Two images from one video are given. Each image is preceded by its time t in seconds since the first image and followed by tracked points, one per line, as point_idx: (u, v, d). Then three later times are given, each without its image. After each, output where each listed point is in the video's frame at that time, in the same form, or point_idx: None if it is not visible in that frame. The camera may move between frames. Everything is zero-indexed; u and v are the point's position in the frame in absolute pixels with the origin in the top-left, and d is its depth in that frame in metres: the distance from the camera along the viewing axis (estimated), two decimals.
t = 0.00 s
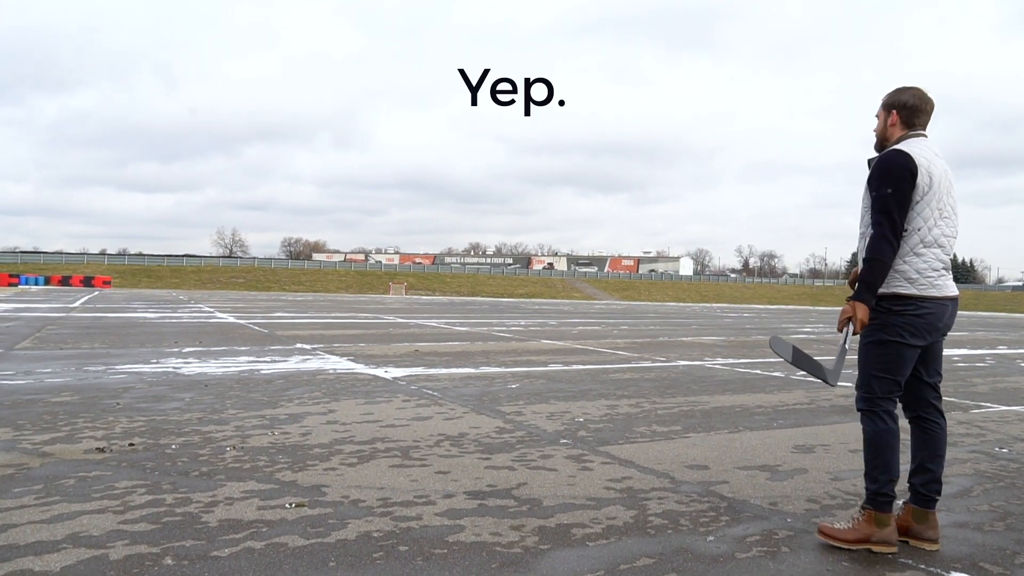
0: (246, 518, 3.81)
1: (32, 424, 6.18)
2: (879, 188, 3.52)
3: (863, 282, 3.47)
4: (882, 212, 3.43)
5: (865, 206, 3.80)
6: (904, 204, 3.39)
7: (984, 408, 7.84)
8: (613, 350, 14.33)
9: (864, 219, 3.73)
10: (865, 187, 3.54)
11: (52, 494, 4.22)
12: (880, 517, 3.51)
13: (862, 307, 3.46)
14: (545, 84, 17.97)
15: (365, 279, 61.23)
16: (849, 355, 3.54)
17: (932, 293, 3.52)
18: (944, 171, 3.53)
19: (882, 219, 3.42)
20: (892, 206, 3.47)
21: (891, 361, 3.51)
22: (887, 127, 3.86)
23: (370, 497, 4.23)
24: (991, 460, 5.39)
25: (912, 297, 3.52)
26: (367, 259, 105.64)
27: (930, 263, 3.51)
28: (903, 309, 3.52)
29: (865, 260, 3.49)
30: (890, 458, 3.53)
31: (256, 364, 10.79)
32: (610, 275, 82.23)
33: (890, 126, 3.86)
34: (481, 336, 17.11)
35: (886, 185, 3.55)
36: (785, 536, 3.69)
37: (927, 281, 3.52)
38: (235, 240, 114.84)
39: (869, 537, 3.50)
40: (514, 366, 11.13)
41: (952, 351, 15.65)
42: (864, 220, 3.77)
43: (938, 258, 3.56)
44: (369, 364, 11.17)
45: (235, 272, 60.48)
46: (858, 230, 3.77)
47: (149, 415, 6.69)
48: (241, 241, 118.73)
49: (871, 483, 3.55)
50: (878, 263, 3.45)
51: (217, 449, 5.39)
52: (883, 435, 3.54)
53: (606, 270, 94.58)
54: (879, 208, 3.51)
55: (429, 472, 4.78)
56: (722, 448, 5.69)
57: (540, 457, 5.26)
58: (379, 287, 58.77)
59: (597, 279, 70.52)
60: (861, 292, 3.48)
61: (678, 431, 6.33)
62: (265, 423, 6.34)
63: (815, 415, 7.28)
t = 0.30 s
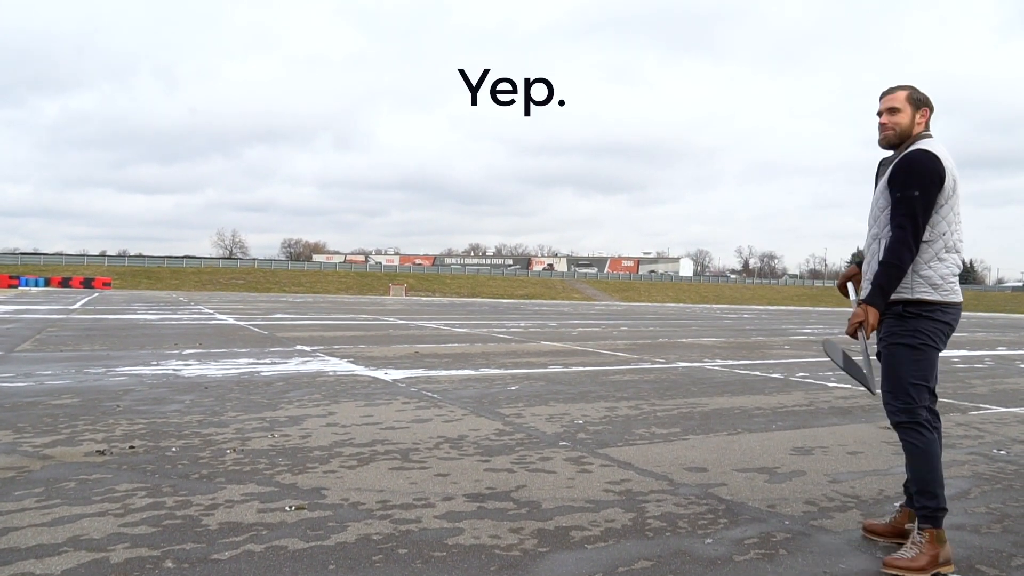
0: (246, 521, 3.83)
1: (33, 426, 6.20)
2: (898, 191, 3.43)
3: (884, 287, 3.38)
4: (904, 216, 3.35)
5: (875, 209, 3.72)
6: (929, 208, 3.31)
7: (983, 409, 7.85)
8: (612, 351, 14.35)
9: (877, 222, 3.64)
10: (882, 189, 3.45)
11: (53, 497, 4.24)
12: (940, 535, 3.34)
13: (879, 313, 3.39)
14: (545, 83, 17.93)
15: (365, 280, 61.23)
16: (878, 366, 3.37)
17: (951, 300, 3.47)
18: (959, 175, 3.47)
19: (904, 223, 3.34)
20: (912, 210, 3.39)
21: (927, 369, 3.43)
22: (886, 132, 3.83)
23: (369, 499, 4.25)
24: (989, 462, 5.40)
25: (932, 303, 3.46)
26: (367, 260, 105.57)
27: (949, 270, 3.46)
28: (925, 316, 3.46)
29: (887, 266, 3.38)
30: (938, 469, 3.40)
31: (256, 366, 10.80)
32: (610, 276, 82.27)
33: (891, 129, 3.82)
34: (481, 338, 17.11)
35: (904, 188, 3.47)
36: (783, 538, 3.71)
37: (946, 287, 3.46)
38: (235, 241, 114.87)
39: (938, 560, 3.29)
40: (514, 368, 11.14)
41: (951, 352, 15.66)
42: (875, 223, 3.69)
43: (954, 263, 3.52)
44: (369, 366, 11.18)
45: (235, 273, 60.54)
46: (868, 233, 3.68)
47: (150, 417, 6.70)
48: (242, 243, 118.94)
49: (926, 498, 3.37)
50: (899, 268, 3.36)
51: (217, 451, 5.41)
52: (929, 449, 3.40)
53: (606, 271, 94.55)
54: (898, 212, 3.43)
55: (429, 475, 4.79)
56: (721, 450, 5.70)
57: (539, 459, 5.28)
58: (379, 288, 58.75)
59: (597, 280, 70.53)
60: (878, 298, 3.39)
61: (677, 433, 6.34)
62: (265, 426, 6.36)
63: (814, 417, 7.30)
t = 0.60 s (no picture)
0: (244, 520, 3.87)
1: (32, 427, 6.24)
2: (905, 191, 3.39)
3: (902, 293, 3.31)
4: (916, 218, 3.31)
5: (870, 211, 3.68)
6: (941, 210, 3.29)
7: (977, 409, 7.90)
8: (610, 352, 14.41)
9: (876, 224, 3.59)
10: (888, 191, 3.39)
11: (53, 496, 4.29)
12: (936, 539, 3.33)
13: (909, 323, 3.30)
14: (545, 83, 17.92)
15: (364, 281, 61.27)
16: (935, 377, 3.24)
17: (949, 303, 3.52)
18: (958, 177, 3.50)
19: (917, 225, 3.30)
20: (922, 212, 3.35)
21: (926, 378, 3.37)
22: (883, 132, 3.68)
23: (366, 498, 4.30)
24: (980, 461, 5.45)
25: (933, 308, 3.49)
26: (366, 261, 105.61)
27: (947, 274, 3.49)
28: (924, 321, 3.49)
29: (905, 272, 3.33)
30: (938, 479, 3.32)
31: (254, 367, 10.84)
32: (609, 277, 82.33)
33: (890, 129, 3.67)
34: (479, 339, 17.14)
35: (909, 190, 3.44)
36: (774, 536, 3.76)
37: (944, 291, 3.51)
38: (233, 243, 114.67)
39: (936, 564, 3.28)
40: (512, 369, 11.20)
41: (948, 352, 15.71)
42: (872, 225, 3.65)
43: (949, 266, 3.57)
44: (367, 367, 11.22)
45: (234, 274, 60.57)
46: (865, 236, 3.63)
47: (149, 417, 6.75)
48: (242, 244, 119.03)
49: (923, 506, 3.32)
50: (912, 273, 3.32)
51: (216, 451, 5.45)
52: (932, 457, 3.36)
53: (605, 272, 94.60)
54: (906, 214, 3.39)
55: (425, 474, 4.84)
56: (715, 450, 5.75)
57: (535, 459, 5.33)
58: (378, 289, 58.77)
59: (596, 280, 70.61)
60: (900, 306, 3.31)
61: (672, 433, 6.39)
62: (263, 426, 6.40)
63: (809, 417, 7.34)
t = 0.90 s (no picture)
0: (245, 518, 3.94)
1: (35, 427, 6.30)
2: (907, 192, 3.38)
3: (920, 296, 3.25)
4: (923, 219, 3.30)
5: (862, 213, 3.66)
6: (946, 211, 3.30)
7: (971, 410, 7.97)
8: (608, 353, 14.48)
9: (872, 227, 3.57)
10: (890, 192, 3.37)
11: (56, 495, 4.35)
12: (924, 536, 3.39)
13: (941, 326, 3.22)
14: (545, 82, 17.96)
15: (363, 282, 61.33)
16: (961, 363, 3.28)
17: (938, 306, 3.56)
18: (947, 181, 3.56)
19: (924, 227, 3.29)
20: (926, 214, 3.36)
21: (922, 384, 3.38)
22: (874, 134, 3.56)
23: (365, 497, 4.36)
24: (972, 461, 5.52)
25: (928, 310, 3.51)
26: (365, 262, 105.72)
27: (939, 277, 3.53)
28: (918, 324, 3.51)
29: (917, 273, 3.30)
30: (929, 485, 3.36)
31: (254, 368, 10.91)
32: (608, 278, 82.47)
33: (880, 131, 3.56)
34: (478, 340, 17.20)
35: (908, 191, 3.43)
36: (766, 534, 3.83)
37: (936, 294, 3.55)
38: (232, 244, 114.63)
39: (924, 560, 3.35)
40: (510, 370, 11.27)
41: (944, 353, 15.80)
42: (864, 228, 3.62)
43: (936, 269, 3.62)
44: (366, 368, 11.30)
45: (233, 275, 60.60)
46: (860, 239, 3.60)
47: (150, 418, 6.82)
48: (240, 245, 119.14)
49: (913, 506, 3.36)
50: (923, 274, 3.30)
51: (217, 451, 5.51)
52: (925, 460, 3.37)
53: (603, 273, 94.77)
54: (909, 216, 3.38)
55: (424, 473, 4.91)
56: (711, 450, 5.81)
57: (532, 458, 5.39)
58: (377, 290, 58.85)
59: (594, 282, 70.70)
60: (928, 309, 3.23)
61: (668, 433, 6.45)
62: (263, 426, 6.47)
63: (804, 417, 7.41)
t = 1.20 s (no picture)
0: (251, 517, 4.04)
1: (42, 429, 6.41)
2: (887, 202, 3.44)
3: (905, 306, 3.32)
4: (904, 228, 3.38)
5: (838, 222, 3.70)
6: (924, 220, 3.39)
7: (964, 411, 8.08)
8: (607, 355, 14.59)
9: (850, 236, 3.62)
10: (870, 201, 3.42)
11: (65, 495, 4.45)
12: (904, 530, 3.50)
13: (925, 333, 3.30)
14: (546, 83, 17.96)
15: (363, 284, 61.40)
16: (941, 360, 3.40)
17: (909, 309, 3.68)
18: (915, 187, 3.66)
19: (905, 236, 3.36)
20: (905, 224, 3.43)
21: (906, 386, 3.48)
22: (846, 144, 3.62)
23: (367, 497, 4.46)
24: (964, 462, 5.62)
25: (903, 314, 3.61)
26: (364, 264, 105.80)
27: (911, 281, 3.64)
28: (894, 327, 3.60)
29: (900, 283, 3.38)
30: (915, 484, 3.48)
31: (256, 370, 11.00)
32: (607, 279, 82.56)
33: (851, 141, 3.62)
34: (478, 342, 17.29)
35: (885, 200, 3.50)
36: (758, 532, 3.93)
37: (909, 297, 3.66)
38: (232, 246, 114.77)
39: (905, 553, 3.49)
40: (510, 372, 11.37)
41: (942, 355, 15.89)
42: (841, 238, 3.67)
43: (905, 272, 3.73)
44: (367, 370, 11.40)
45: (233, 277, 60.69)
46: (840, 248, 3.64)
47: (155, 419, 6.93)
48: (240, 247, 119.30)
49: (902, 506, 3.46)
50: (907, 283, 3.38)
51: (221, 452, 5.62)
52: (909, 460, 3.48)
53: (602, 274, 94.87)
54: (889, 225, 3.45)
55: (425, 474, 5.01)
56: (707, 451, 5.92)
57: (531, 460, 5.49)
58: (377, 291, 58.96)
59: (593, 283, 70.75)
60: (913, 317, 3.30)
61: (665, 435, 6.56)
62: (266, 428, 6.57)
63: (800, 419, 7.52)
